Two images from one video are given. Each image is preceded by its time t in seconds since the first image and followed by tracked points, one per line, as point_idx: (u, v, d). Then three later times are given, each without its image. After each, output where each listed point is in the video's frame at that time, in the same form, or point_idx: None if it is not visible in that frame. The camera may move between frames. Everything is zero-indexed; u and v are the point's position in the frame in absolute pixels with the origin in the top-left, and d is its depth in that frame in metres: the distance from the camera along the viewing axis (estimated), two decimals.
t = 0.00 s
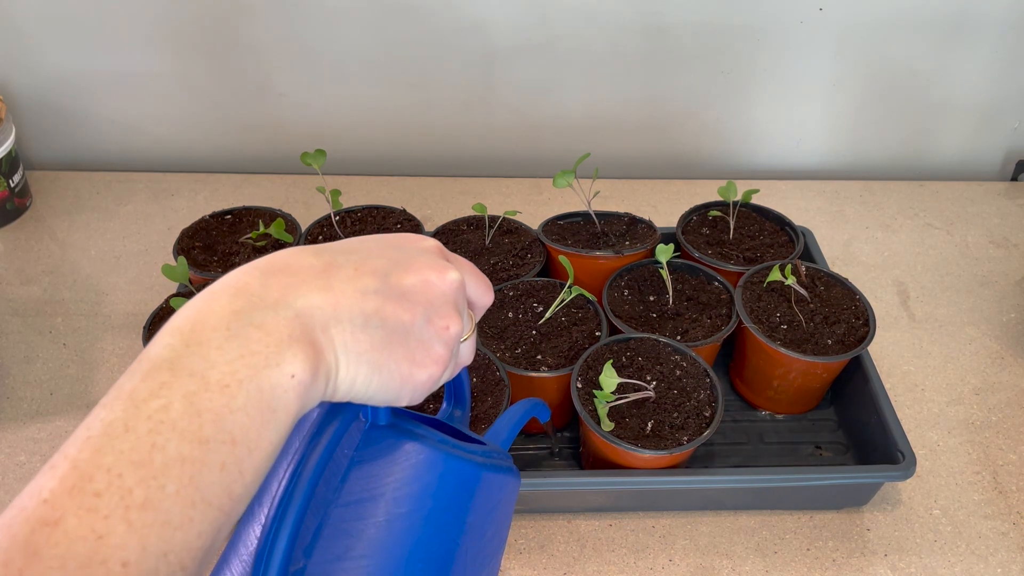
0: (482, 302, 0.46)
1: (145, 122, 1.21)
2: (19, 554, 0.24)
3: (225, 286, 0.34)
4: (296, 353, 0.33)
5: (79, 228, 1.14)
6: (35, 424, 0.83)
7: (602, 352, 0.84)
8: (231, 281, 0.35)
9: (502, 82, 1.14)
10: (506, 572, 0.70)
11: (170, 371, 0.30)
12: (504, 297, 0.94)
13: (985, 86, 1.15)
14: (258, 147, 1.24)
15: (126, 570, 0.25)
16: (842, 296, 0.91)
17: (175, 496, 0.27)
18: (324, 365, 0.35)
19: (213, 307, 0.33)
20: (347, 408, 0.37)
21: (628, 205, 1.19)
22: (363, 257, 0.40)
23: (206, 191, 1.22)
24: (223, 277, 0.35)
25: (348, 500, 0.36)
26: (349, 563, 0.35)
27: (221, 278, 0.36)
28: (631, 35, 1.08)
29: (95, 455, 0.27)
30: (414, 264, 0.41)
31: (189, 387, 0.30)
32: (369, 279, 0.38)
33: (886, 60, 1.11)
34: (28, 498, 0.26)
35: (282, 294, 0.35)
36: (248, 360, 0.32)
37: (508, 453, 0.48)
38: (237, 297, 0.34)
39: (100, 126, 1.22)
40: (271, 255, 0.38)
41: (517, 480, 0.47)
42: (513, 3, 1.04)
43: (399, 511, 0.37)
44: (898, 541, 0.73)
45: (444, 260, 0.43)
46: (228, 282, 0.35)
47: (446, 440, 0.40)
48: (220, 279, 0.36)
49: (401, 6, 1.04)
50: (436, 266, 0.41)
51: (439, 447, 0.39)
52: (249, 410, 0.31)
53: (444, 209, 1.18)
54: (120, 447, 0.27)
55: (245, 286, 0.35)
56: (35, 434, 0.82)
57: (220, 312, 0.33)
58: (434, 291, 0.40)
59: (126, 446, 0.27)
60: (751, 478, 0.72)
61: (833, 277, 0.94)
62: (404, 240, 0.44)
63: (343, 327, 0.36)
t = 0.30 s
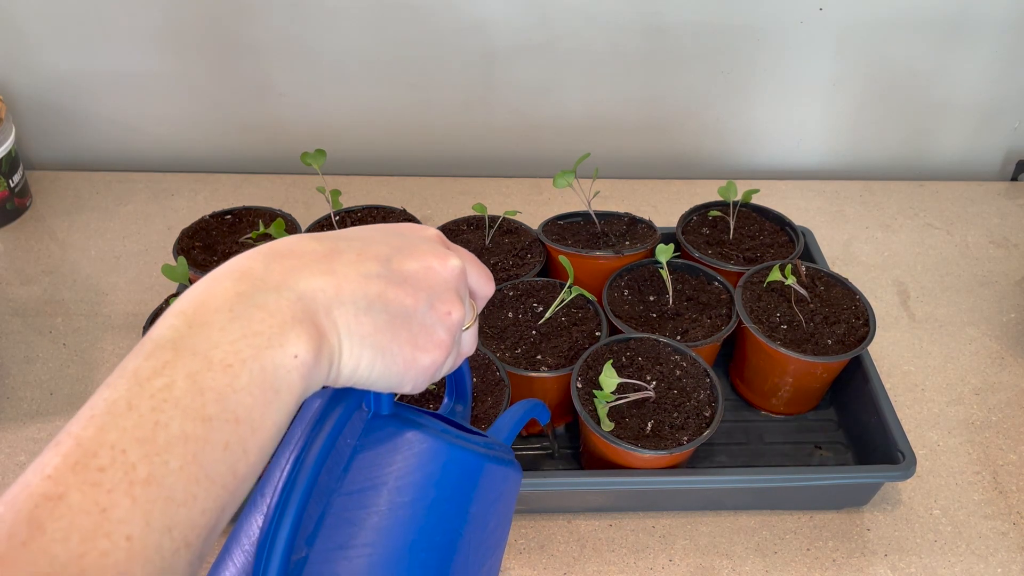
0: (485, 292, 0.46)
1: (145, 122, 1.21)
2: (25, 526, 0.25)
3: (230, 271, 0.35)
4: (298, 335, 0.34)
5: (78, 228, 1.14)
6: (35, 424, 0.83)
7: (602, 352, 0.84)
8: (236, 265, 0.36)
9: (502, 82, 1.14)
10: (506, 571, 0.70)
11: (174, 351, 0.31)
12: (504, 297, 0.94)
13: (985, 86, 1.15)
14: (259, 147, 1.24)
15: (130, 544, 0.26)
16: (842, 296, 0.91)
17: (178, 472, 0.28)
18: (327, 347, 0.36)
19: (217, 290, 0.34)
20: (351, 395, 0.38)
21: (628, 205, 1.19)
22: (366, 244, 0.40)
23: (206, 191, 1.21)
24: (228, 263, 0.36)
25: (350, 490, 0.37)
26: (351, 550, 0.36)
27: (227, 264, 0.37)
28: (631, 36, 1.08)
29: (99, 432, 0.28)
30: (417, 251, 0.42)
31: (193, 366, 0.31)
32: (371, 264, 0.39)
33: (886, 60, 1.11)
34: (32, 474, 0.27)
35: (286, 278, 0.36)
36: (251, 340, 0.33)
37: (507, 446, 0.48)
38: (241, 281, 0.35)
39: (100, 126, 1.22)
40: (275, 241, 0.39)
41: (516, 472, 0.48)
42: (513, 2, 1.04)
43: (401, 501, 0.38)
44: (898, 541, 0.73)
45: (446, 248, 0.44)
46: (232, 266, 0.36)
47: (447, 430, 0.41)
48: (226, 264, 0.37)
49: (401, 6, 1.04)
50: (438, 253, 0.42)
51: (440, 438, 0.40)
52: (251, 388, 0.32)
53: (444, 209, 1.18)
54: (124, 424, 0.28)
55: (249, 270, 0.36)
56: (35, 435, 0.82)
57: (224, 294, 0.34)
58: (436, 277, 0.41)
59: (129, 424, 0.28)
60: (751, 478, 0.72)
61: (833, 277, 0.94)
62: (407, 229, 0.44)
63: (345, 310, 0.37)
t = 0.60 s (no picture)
0: (492, 280, 0.47)
1: (145, 122, 1.21)
2: (35, 492, 0.25)
3: (241, 249, 0.36)
4: (308, 310, 0.35)
5: (79, 228, 1.14)
6: (35, 424, 0.83)
7: (602, 352, 0.84)
8: (246, 245, 0.37)
9: (502, 82, 1.13)
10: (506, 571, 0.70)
11: (183, 325, 0.32)
12: (504, 297, 0.94)
13: (984, 86, 1.15)
14: (258, 147, 1.24)
15: (141, 510, 0.26)
16: (842, 296, 0.91)
17: (189, 442, 0.29)
18: (336, 323, 0.36)
19: (228, 268, 0.35)
20: (359, 376, 0.39)
21: (628, 204, 1.19)
22: (374, 227, 0.42)
23: (205, 191, 1.21)
24: (238, 243, 0.37)
25: (358, 473, 0.38)
26: (359, 531, 0.36)
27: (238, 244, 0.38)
28: (631, 36, 1.08)
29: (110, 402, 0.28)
30: (424, 235, 0.43)
31: (203, 339, 0.31)
32: (380, 245, 0.40)
33: (885, 60, 1.11)
34: (46, 441, 0.27)
35: (295, 256, 0.37)
36: (260, 315, 0.34)
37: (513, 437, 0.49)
38: (251, 259, 0.36)
39: (100, 126, 1.22)
40: (285, 224, 0.40)
41: (522, 464, 0.49)
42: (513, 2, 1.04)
43: (408, 483, 0.39)
44: (897, 541, 0.73)
45: (453, 233, 0.45)
46: (242, 245, 0.37)
47: (454, 415, 0.42)
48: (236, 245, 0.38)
49: (400, 7, 1.04)
50: (445, 237, 0.43)
51: (447, 423, 0.41)
52: (262, 362, 0.33)
53: (444, 209, 1.18)
54: (135, 394, 0.29)
55: (259, 249, 0.36)
56: (35, 435, 0.81)
57: (235, 271, 0.35)
58: (444, 260, 0.42)
59: (140, 395, 0.29)
60: (751, 477, 0.72)
61: (833, 277, 0.94)
62: (413, 215, 0.46)
63: (354, 288, 0.37)
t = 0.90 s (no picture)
0: (497, 266, 0.49)
1: (145, 122, 1.21)
2: (45, 465, 0.26)
3: (251, 230, 0.37)
4: (318, 290, 0.35)
5: (78, 228, 1.14)
6: (35, 424, 0.83)
7: (602, 352, 0.84)
8: (255, 225, 0.37)
9: (503, 82, 1.14)
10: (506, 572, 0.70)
11: (192, 304, 0.32)
12: (504, 297, 0.94)
13: (984, 86, 1.15)
14: (258, 146, 1.24)
15: (151, 485, 0.27)
16: (842, 296, 0.91)
17: (199, 418, 0.29)
18: (346, 304, 0.37)
19: (237, 248, 0.35)
20: (367, 360, 0.39)
21: (628, 204, 1.18)
22: (383, 211, 0.42)
23: (205, 191, 1.21)
24: (247, 224, 0.38)
25: (366, 459, 0.38)
26: (367, 517, 0.36)
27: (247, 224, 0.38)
28: (631, 36, 1.08)
29: (120, 378, 0.29)
30: (432, 219, 0.44)
31: (212, 317, 0.32)
32: (388, 228, 0.41)
33: (886, 60, 1.11)
34: (59, 416, 0.28)
35: (305, 237, 0.38)
36: (270, 294, 0.34)
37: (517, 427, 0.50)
38: (261, 239, 0.36)
39: (100, 126, 1.22)
40: (294, 206, 0.40)
41: (525, 453, 0.49)
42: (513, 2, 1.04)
43: (416, 469, 0.39)
44: (898, 541, 0.73)
45: (460, 218, 0.46)
46: (252, 226, 0.37)
47: (460, 402, 0.43)
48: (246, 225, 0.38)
49: (401, 7, 1.04)
50: (453, 221, 0.44)
51: (456, 409, 0.41)
52: (271, 340, 0.33)
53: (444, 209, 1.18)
54: (145, 370, 0.29)
55: (268, 230, 0.37)
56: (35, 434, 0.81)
57: (244, 251, 0.35)
58: (452, 244, 0.43)
59: (150, 370, 0.29)
60: (751, 477, 0.72)
61: (833, 277, 0.94)
62: (422, 200, 0.47)
63: (364, 270, 0.38)
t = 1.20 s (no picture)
0: (501, 255, 0.50)
1: (144, 122, 1.21)
2: (51, 445, 0.26)
3: (256, 216, 0.38)
4: (325, 275, 0.36)
5: (78, 228, 1.14)
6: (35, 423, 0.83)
7: (602, 352, 0.84)
8: (261, 213, 0.38)
9: (502, 82, 1.13)
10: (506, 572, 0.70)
11: (197, 288, 0.33)
12: (504, 296, 0.94)
13: (984, 86, 1.15)
14: (258, 146, 1.24)
15: (157, 465, 0.27)
16: (842, 296, 0.91)
17: (205, 399, 0.30)
18: (353, 290, 0.38)
19: (242, 233, 0.36)
20: (372, 348, 0.40)
21: (628, 204, 1.18)
22: (387, 200, 0.44)
23: (205, 191, 1.21)
24: (252, 211, 0.39)
25: (369, 447, 0.39)
26: (371, 506, 0.37)
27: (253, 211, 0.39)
28: (631, 35, 1.08)
29: (126, 360, 0.30)
30: (436, 208, 0.45)
31: (218, 301, 0.33)
32: (393, 217, 0.42)
33: (885, 60, 1.11)
34: (64, 398, 0.28)
35: (310, 224, 0.38)
36: (275, 279, 0.35)
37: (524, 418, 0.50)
38: (266, 225, 0.37)
39: (100, 127, 1.22)
40: (299, 194, 0.41)
41: (532, 444, 0.49)
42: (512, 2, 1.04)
43: (420, 457, 0.39)
44: (898, 541, 0.73)
45: (463, 207, 0.48)
46: (257, 213, 0.38)
47: (465, 392, 0.43)
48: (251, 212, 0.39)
49: (400, 6, 1.04)
50: (457, 211, 0.45)
51: (459, 399, 0.42)
52: (277, 325, 0.34)
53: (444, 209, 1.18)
54: (150, 352, 0.30)
55: (273, 216, 0.38)
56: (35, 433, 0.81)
57: (250, 236, 0.36)
58: (456, 233, 0.44)
59: (156, 352, 0.30)
60: (751, 477, 0.72)
61: (833, 277, 0.94)
62: (426, 190, 0.48)
63: (369, 256, 0.39)
